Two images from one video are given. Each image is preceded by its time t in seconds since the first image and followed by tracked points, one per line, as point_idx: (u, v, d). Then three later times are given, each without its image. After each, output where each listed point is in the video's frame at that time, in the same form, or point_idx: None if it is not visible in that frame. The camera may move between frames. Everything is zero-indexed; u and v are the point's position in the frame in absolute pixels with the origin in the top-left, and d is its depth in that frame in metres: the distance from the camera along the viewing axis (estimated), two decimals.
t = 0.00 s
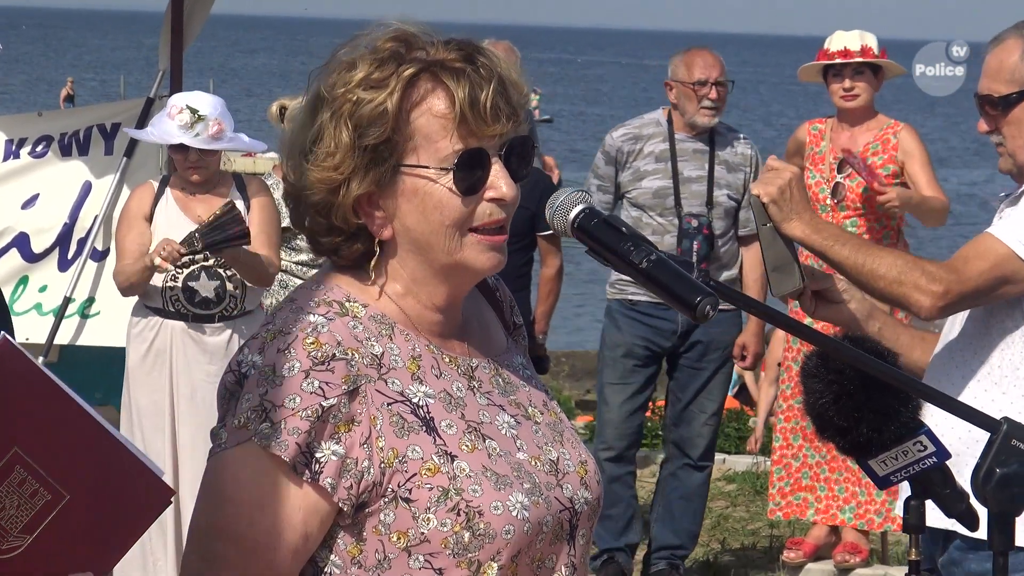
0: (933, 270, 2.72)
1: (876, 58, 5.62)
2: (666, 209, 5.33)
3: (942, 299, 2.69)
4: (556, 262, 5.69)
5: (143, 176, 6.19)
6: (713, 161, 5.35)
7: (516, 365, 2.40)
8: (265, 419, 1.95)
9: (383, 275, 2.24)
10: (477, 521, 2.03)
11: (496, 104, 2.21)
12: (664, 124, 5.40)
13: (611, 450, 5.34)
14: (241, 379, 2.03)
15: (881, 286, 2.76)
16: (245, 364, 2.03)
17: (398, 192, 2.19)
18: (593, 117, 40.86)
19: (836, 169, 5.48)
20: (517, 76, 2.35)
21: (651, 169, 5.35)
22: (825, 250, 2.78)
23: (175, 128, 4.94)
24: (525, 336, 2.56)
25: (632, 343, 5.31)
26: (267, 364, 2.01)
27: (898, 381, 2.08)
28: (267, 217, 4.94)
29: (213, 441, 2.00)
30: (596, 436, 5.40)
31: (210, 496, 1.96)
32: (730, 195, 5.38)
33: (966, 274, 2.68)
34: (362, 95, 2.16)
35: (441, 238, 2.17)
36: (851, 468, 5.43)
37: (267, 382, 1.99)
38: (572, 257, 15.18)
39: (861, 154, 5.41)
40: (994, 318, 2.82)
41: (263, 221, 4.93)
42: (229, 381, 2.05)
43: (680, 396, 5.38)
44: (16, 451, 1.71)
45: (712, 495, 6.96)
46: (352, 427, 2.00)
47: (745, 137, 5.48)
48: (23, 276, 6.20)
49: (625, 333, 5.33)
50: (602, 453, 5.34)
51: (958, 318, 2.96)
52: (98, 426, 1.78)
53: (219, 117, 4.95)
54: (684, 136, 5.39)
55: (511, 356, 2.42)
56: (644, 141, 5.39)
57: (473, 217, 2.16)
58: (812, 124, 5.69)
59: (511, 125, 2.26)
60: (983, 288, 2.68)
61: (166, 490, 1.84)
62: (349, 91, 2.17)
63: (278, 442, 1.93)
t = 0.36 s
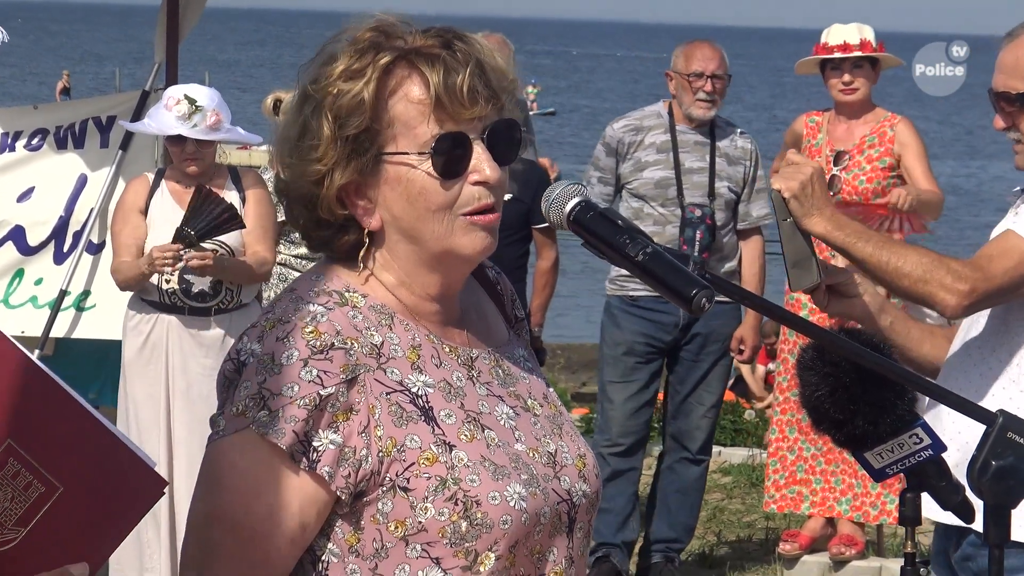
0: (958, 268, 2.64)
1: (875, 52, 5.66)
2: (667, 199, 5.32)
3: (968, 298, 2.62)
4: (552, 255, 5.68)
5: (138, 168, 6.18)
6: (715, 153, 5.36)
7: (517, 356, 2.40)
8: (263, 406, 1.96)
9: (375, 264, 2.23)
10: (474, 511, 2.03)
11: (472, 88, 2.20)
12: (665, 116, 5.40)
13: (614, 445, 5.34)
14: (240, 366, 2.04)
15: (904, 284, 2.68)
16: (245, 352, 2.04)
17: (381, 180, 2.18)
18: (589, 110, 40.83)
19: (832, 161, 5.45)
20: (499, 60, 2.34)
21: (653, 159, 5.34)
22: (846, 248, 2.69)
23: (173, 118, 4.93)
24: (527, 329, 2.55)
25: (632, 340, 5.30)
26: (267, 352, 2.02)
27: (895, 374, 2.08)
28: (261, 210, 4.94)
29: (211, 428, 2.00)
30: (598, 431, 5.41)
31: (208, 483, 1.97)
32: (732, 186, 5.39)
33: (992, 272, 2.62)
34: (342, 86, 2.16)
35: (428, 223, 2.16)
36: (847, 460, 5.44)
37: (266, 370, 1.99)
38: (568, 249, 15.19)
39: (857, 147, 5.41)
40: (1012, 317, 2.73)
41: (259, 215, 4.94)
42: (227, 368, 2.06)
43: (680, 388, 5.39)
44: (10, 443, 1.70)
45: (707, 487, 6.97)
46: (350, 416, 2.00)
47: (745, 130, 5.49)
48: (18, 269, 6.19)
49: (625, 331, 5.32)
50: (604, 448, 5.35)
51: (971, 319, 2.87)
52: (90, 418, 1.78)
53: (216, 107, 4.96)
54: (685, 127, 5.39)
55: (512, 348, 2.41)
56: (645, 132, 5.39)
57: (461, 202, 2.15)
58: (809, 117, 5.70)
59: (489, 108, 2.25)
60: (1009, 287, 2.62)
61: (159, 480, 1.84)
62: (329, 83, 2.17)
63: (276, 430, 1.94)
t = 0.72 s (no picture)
0: (975, 264, 2.57)
1: (868, 47, 5.64)
2: (663, 194, 5.32)
3: (984, 293, 2.55)
4: (546, 250, 5.68)
5: (132, 165, 6.17)
6: (709, 147, 5.37)
7: (520, 349, 2.37)
8: (246, 397, 1.96)
9: (369, 258, 2.23)
10: (460, 500, 2.01)
11: (460, 79, 2.18)
12: (659, 112, 5.40)
13: (610, 441, 5.35)
14: (225, 358, 2.03)
15: (922, 279, 2.58)
16: (230, 343, 2.03)
17: (371, 171, 2.18)
18: (584, 105, 40.83)
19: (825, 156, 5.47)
20: (496, 56, 2.33)
21: (648, 155, 5.34)
22: (862, 242, 2.60)
23: (166, 111, 4.92)
24: (533, 327, 2.52)
25: (629, 336, 5.30)
26: (250, 343, 2.01)
27: (888, 368, 2.08)
28: (257, 207, 4.94)
29: (199, 421, 2.01)
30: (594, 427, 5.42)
31: (197, 475, 1.98)
32: (726, 180, 5.40)
33: (1009, 268, 2.55)
34: (332, 78, 2.16)
35: (418, 214, 2.15)
36: (843, 455, 5.44)
37: (249, 361, 1.99)
38: (562, 245, 15.21)
39: (851, 143, 5.41)
40: (1023, 315, 2.66)
41: (253, 213, 4.93)
42: (214, 360, 2.06)
43: (676, 384, 5.38)
44: None
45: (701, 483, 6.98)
46: (335, 407, 2.00)
47: (739, 124, 5.49)
48: (12, 265, 6.16)
49: (621, 326, 5.33)
50: (600, 444, 5.35)
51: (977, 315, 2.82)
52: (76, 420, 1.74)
53: (209, 102, 4.95)
54: (680, 123, 5.39)
55: (516, 341, 2.39)
56: (640, 128, 5.39)
57: (450, 193, 2.14)
58: (802, 111, 5.72)
59: (480, 101, 2.24)
60: None
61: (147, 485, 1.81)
62: (320, 75, 2.17)
63: (257, 420, 1.93)
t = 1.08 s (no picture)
0: (991, 256, 2.54)
1: (866, 46, 5.62)
2: (662, 193, 5.31)
3: (1002, 285, 2.52)
4: (545, 249, 5.66)
5: (130, 163, 6.16)
6: (709, 147, 5.36)
7: (524, 355, 2.35)
8: (245, 393, 1.97)
9: (374, 257, 2.23)
10: (452, 503, 2.00)
11: (476, 87, 2.18)
12: (659, 111, 5.39)
13: (608, 440, 5.34)
14: (227, 353, 2.05)
15: (938, 269, 2.57)
16: (231, 338, 2.05)
17: (381, 172, 2.18)
18: (581, 103, 40.81)
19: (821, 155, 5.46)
20: (512, 63, 2.31)
21: (648, 154, 5.33)
22: (875, 231, 2.57)
23: (165, 110, 4.92)
24: (541, 333, 2.51)
25: (628, 335, 5.30)
26: (250, 338, 2.03)
27: (890, 369, 2.08)
28: (256, 206, 4.93)
29: (198, 415, 2.02)
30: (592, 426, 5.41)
31: (194, 469, 1.99)
32: (726, 180, 5.39)
33: None
34: (349, 77, 2.15)
35: (426, 219, 2.14)
36: (842, 453, 5.44)
37: (249, 356, 2.00)
38: (560, 243, 15.20)
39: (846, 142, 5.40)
40: None
41: (252, 212, 4.92)
42: (216, 354, 2.08)
43: (674, 384, 5.38)
44: None
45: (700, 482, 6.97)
46: (332, 405, 1.99)
47: (739, 124, 5.49)
48: (9, 263, 6.14)
49: (620, 325, 5.32)
50: (598, 443, 5.34)
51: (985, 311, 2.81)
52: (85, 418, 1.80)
53: (208, 99, 4.95)
54: (679, 122, 5.38)
55: (521, 347, 2.36)
56: (639, 127, 5.37)
57: (459, 201, 2.13)
58: (797, 111, 5.70)
59: (495, 110, 2.23)
60: None
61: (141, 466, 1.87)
62: (337, 73, 2.17)
63: (257, 419, 1.95)
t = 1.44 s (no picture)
0: (1002, 245, 2.53)
1: (863, 43, 5.62)
2: (661, 191, 5.31)
3: (1010, 274, 2.52)
4: (545, 247, 5.66)
5: (129, 160, 6.15)
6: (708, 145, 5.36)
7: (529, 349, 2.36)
8: (252, 381, 1.96)
9: (379, 250, 2.22)
10: (456, 493, 2.00)
11: (474, 74, 2.18)
12: (659, 109, 5.37)
13: (608, 438, 5.33)
14: (234, 343, 2.03)
15: (948, 256, 2.55)
16: (238, 327, 2.03)
17: (383, 164, 2.17)
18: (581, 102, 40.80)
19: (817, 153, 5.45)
20: (509, 53, 2.30)
21: (647, 152, 5.33)
22: (885, 217, 2.54)
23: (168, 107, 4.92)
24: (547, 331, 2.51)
25: (627, 333, 5.29)
26: (258, 327, 2.01)
27: (891, 368, 2.07)
28: (256, 201, 4.92)
29: (205, 404, 2.00)
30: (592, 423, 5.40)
31: (199, 458, 1.97)
32: (724, 178, 5.39)
33: None
34: (348, 71, 2.16)
35: (428, 210, 2.14)
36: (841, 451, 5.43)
37: (256, 346, 1.99)
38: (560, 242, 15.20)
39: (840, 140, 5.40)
40: None
41: (252, 208, 4.91)
42: (223, 344, 2.06)
43: (673, 382, 5.38)
44: None
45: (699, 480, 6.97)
46: (340, 394, 1.99)
47: (739, 122, 5.48)
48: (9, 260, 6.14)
49: (619, 323, 5.31)
50: (598, 441, 5.33)
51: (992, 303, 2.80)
52: (80, 397, 1.80)
53: (211, 95, 4.95)
54: (679, 120, 5.36)
55: (525, 343, 2.36)
56: (639, 125, 5.36)
57: (459, 188, 2.13)
58: (792, 108, 5.67)
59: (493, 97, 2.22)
60: None
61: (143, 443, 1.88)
62: (336, 67, 2.17)
63: (264, 406, 1.94)
